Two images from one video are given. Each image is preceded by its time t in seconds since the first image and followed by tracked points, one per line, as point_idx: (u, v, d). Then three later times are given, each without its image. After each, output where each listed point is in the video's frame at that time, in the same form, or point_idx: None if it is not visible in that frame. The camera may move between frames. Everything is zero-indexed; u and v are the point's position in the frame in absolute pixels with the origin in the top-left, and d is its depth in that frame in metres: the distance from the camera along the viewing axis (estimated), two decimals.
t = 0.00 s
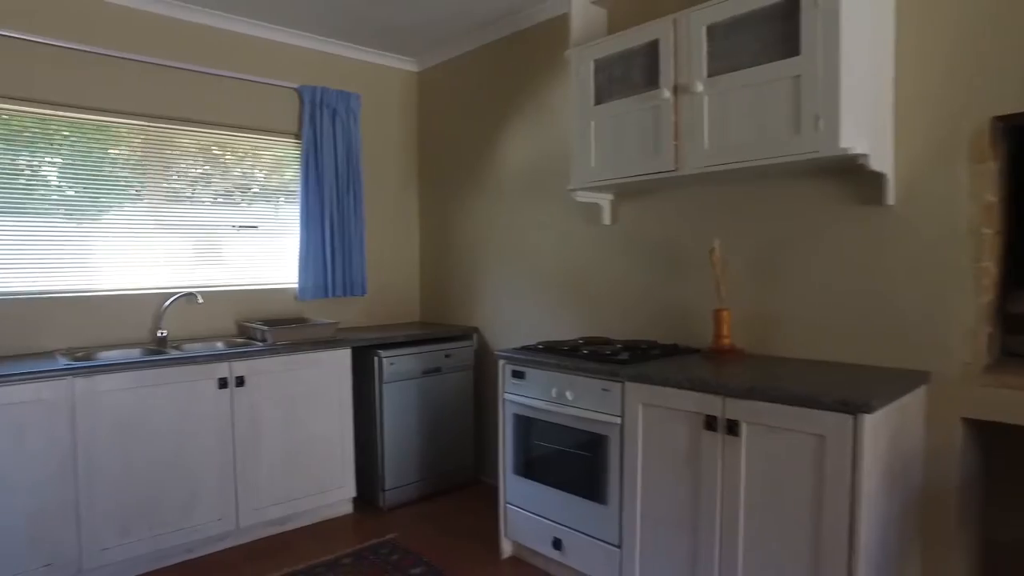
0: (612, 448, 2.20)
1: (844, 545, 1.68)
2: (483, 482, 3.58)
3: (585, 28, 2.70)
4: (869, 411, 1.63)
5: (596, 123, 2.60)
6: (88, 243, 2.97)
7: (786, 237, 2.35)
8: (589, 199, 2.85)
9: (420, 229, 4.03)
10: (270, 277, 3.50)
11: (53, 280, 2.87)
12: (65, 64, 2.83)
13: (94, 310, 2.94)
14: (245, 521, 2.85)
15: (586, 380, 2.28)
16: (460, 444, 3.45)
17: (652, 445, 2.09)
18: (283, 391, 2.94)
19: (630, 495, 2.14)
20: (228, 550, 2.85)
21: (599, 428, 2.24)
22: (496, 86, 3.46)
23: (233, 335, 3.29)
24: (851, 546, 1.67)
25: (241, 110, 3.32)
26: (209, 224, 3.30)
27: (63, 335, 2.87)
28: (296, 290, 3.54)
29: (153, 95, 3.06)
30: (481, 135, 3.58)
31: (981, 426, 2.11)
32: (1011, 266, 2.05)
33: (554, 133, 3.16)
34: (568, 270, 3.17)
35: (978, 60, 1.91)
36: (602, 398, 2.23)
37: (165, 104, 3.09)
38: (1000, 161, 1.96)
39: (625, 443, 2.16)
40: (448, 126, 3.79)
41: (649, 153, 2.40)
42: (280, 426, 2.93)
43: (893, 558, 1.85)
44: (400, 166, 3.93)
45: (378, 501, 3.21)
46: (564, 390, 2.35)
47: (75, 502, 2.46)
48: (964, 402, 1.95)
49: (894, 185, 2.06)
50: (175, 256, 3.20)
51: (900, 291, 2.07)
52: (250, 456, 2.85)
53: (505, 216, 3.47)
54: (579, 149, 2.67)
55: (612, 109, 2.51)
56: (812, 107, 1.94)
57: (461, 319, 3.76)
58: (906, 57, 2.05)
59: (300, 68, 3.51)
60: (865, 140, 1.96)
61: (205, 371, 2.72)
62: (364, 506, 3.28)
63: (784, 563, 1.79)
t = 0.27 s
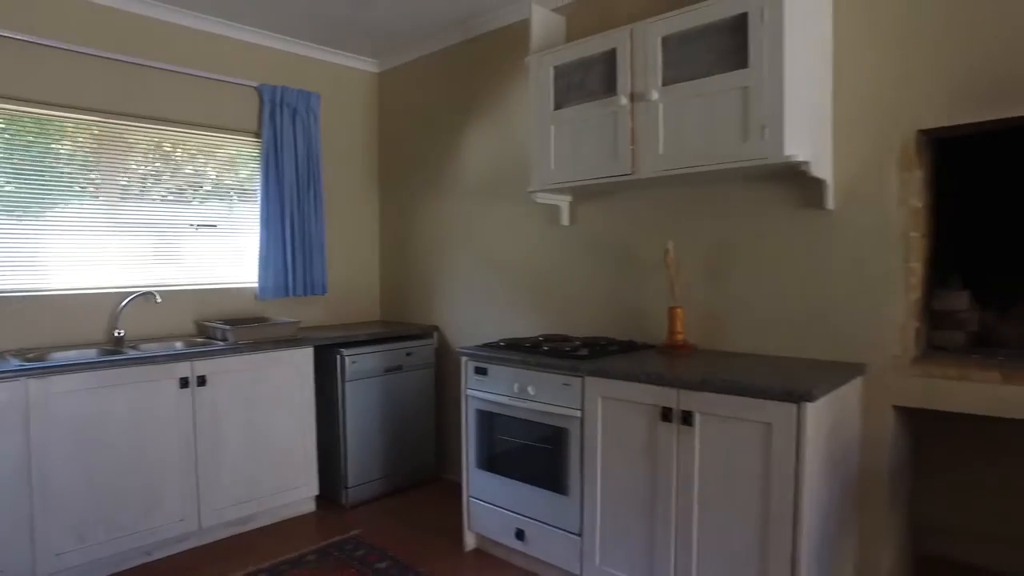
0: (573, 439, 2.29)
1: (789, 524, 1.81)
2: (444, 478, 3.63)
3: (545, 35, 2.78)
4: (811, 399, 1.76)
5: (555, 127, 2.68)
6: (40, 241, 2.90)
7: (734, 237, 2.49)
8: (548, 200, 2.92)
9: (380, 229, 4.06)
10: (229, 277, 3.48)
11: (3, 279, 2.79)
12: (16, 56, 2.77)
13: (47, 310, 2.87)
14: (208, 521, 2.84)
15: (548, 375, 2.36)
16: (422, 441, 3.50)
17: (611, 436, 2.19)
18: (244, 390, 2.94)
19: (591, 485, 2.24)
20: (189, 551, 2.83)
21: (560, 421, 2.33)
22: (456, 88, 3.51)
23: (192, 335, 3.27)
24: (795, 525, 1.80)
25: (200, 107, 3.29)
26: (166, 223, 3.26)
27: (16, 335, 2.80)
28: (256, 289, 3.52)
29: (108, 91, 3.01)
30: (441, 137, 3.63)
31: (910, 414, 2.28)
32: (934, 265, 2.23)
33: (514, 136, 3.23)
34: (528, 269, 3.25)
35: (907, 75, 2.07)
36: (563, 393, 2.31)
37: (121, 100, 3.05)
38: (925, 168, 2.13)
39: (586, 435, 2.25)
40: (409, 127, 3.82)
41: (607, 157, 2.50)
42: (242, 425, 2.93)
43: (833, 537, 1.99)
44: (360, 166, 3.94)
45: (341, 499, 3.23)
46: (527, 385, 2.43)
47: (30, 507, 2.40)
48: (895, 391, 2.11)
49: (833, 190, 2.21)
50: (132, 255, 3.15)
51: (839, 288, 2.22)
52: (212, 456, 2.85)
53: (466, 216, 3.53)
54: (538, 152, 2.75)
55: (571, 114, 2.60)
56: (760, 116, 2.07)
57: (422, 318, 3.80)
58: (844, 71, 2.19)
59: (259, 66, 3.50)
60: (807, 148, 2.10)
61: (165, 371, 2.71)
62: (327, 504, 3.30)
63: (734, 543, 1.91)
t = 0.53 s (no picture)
0: (538, 433, 2.38)
1: (742, 508, 1.93)
2: (410, 475, 3.69)
3: (510, 43, 2.86)
4: (760, 391, 1.89)
5: (519, 132, 2.76)
6: None
7: (690, 239, 2.61)
8: (513, 202, 3.00)
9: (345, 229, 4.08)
10: (193, 277, 3.46)
11: None
12: None
13: (6, 311, 2.83)
14: (174, 521, 2.85)
15: (513, 371, 2.44)
16: (388, 439, 3.55)
17: (575, 430, 2.28)
18: (211, 390, 2.95)
19: (556, 476, 2.33)
20: (156, 552, 2.83)
21: (526, 415, 2.41)
22: (421, 92, 3.56)
23: (156, 336, 3.25)
24: (747, 508, 1.93)
25: (163, 106, 3.27)
26: (129, 223, 3.23)
27: None
28: (221, 289, 3.52)
29: (69, 88, 2.97)
30: (406, 140, 3.67)
31: (852, 405, 2.44)
32: (871, 266, 2.40)
33: (479, 139, 3.30)
34: (492, 269, 3.32)
35: (848, 89, 2.22)
36: (528, 388, 2.40)
37: (82, 98, 3.01)
38: (863, 176, 2.29)
39: (550, 428, 2.35)
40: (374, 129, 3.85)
41: (570, 162, 2.59)
42: (210, 424, 2.95)
43: (782, 520, 2.13)
44: (325, 167, 3.96)
45: (308, 497, 3.26)
46: (493, 381, 2.50)
47: None
48: (838, 383, 2.26)
49: (781, 196, 2.35)
50: (94, 255, 3.12)
51: (787, 288, 2.37)
52: (179, 456, 2.85)
53: (430, 218, 3.58)
54: (503, 156, 2.83)
55: (535, 119, 2.69)
56: (714, 126, 2.19)
57: (387, 318, 3.84)
58: (791, 83, 2.33)
59: (224, 66, 3.49)
60: (757, 156, 2.23)
61: (131, 371, 2.70)
62: (294, 503, 3.32)
63: (692, 527, 2.03)
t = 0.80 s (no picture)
0: (511, 425, 2.47)
1: (705, 491, 2.06)
2: (383, 471, 3.74)
3: (482, 49, 2.95)
4: (720, 381, 2.02)
5: (491, 135, 2.85)
6: None
7: (655, 239, 2.74)
8: (484, 203, 3.09)
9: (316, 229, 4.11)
10: (164, 276, 3.46)
11: None
12: None
13: None
14: (149, 519, 2.86)
15: (486, 366, 2.53)
16: (361, 436, 3.61)
17: (547, 421, 2.38)
18: (185, 388, 2.97)
19: (529, 467, 2.42)
20: (130, 550, 2.83)
21: (499, 408, 2.50)
22: (394, 95, 3.62)
23: (128, 335, 3.25)
24: (711, 491, 2.05)
25: (134, 105, 3.27)
26: (100, 221, 3.22)
27: None
28: (192, 288, 3.52)
29: (39, 86, 2.95)
30: (378, 141, 3.73)
31: (807, 395, 2.60)
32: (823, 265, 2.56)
33: (451, 141, 3.38)
34: (464, 268, 3.40)
35: (802, 98, 2.36)
36: (501, 382, 2.49)
37: (52, 96, 2.99)
38: (815, 181, 2.44)
39: (523, 421, 2.44)
40: (346, 130, 3.90)
41: (541, 165, 2.69)
42: (184, 422, 2.97)
43: (743, 503, 2.26)
44: (296, 167, 3.99)
45: (282, 494, 3.30)
46: (467, 376, 2.58)
47: None
48: (793, 375, 2.41)
49: (740, 198, 2.49)
50: (64, 253, 3.10)
51: (745, 286, 2.51)
52: (153, 453, 2.86)
53: (403, 218, 3.65)
54: (475, 158, 2.91)
55: (506, 123, 2.78)
56: (678, 132, 2.32)
57: (359, 317, 3.89)
58: (749, 93, 2.47)
59: (195, 66, 3.50)
60: (718, 161, 2.36)
61: (106, 369, 2.71)
62: (268, 500, 3.35)
63: (658, 511, 2.15)
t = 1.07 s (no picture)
0: (484, 418, 2.55)
1: (672, 476, 2.18)
2: (356, 467, 3.79)
3: (456, 54, 3.04)
4: (686, 373, 2.14)
5: (465, 138, 2.92)
6: None
7: (624, 239, 2.85)
8: (458, 203, 3.16)
9: (287, 229, 4.13)
10: (136, 274, 3.45)
11: None
12: None
13: None
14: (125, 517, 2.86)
15: (461, 361, 2.60)
16: (335, 432, 3.65)
17: (520, 413, 2.47)
18: (160, 386, 2.98)
19: (502, 457, 2.51)
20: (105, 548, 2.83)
21: (473, 402, 2.57)
22: (367, 96, 3.68)
23: (100, 333, 3.23)
24: (676, 477, 2.17)
25: (107, 103, 3.26)
26: (72, 219, 3.20)
27: None
28: (164, 287, 3.52)
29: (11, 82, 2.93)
30: (351, 142, 3.78)
31: (765, 387, 2.74)
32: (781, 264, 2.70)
33: (425, 143, 3.45)
34: (436, 266, 3.47)
35: (761, 106, 2.50)
36: (475, 376, 2.56)
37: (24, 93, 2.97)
38: (773, 185, 2.59)
39: (496, 414, 2.52)
40: (318, 130, 3.94)
41: (514, 167, 2.78)
42: (159, 419, 2.98)
43: (706, 489, 2.39)
44: (268, 167, 4.01)
45: (257, 490, 3.32)
46: (442, 371, 2.64)
47: None
48: (753, 367, 2.54)
49: (703, 201, 2.62)
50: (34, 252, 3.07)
51: (708, 283, 2.64)
52: (128, 451, 2.87)
53: (376, 218, 3.70)
54: (450, 159, 2.98)
55: (480, 126, 2.86)
56: (646, 137, 2.44)
57: (331, 315, 3.93)
58: (712, 101, 2.60)
59: (168, 64, 3.50)
60: (683, 165, 2.49)
61: (81, 367, 2.70)
62: (243, 497, 3.38)
63: (627, 497, 2.26)
